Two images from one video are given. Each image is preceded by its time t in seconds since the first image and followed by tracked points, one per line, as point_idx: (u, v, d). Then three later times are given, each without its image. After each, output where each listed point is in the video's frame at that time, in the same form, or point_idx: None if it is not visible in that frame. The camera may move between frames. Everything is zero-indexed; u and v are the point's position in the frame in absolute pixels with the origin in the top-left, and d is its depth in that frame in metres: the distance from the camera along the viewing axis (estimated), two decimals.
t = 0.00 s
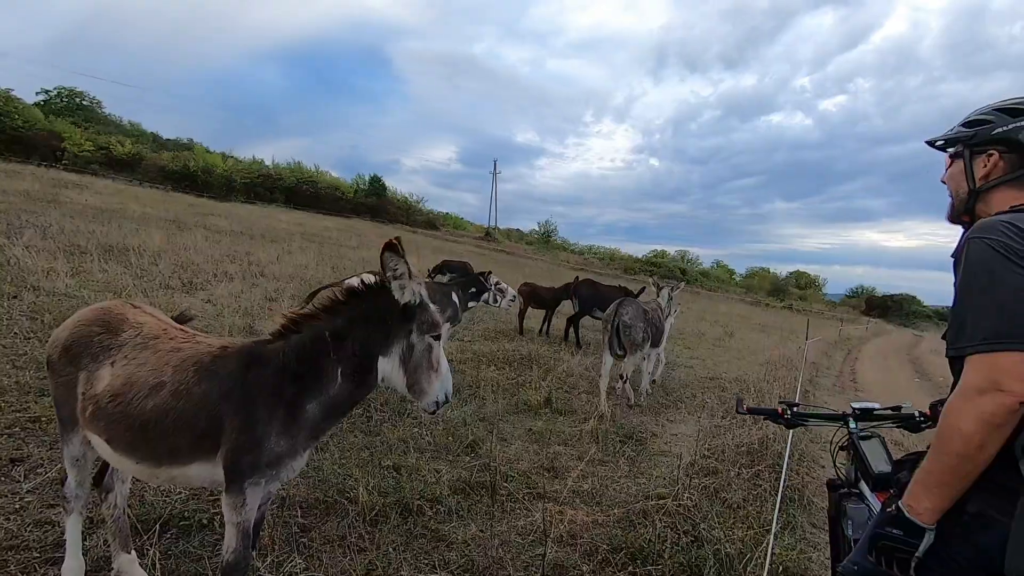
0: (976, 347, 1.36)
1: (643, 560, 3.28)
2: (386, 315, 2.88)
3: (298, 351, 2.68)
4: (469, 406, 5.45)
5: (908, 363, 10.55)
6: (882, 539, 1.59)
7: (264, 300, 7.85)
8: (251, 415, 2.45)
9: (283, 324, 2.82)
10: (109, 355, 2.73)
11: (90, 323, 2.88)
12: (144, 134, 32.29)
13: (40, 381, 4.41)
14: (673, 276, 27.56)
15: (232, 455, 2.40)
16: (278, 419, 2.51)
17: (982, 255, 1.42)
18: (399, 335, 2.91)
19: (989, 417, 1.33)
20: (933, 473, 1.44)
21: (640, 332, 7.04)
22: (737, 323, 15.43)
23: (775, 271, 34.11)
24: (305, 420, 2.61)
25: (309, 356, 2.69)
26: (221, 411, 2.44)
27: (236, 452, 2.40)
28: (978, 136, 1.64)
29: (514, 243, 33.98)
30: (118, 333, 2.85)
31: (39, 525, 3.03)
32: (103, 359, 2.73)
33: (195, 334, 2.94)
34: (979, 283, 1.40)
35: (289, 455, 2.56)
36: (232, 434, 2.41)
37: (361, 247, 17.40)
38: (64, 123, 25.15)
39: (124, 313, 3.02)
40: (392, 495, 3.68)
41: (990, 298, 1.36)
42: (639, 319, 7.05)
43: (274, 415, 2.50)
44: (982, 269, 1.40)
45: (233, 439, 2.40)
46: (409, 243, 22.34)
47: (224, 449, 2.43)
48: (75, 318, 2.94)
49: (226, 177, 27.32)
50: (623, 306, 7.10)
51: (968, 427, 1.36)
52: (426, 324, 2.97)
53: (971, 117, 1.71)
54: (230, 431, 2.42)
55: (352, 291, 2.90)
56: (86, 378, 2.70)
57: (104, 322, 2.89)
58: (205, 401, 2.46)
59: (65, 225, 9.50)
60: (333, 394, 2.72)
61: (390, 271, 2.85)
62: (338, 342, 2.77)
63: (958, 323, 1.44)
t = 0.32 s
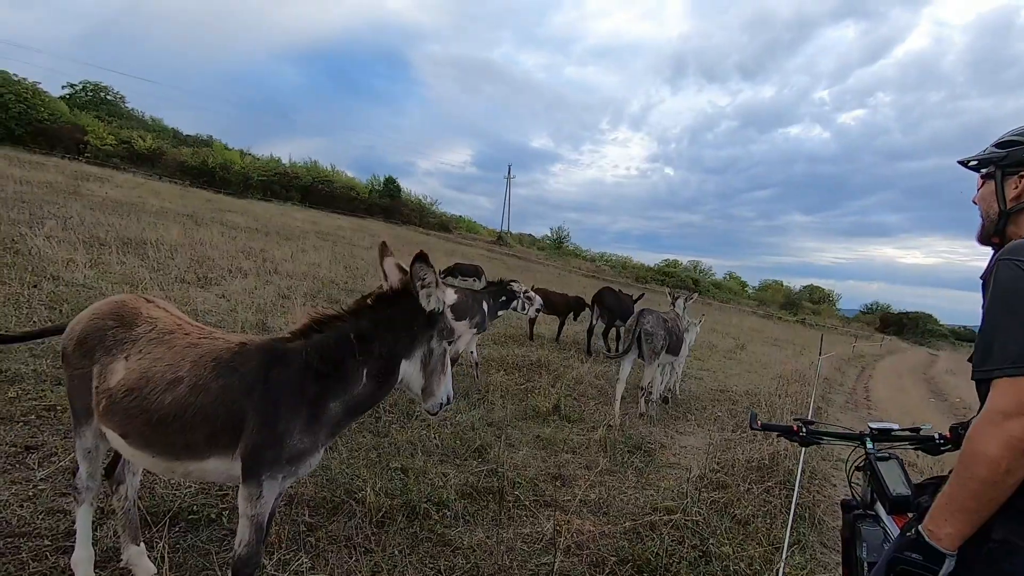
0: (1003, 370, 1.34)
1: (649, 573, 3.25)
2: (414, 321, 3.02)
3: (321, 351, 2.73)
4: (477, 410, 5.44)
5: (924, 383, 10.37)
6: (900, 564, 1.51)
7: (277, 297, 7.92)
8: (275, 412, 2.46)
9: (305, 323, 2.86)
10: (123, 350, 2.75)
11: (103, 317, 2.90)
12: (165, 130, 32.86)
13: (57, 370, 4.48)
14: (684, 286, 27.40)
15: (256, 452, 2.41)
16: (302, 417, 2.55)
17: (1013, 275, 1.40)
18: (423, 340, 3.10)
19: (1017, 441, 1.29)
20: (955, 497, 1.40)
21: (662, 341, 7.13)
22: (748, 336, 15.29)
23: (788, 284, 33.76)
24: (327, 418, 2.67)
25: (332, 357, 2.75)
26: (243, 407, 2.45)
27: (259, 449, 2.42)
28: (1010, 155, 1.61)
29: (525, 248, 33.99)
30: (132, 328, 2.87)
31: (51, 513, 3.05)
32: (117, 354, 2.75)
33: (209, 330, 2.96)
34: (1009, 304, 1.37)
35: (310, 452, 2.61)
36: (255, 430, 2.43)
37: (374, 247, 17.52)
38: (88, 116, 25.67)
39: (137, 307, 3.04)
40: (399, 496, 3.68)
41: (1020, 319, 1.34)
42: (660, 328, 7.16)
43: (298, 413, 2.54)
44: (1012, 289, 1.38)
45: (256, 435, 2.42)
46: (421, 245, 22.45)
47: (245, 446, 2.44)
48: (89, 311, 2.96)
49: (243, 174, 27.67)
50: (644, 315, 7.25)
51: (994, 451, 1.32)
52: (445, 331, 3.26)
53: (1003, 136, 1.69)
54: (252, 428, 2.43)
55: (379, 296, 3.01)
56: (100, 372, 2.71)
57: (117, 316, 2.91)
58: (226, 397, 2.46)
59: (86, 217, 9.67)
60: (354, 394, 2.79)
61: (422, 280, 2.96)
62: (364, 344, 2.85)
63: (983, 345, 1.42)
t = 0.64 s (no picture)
0: (1009, 374, 1.32)
1: None
2: (434, 321, 3.11)
3: (349, 349, 2.80)
4: (485, 410, 5.44)
5: (941, 387, 10.16)
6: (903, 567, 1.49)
7: (289, 295, 8.00)
8: (305, 408, 2.51)
9: (333, 321, 2.92)
10: (145, 348, 2.77)
11: (118, 317, 2.92)
12: (182, 130, 33.41)
13: (73, 365, 4.57)
14: (696, 288, 27.17)
15: (285, 446, 2.45)
16: (332, 412, 2.60)
17: None
18: (443, 340, 3.18)
19: None
20: (961, 501, 1.37)
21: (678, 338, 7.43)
22: (761, 339, 15.12)
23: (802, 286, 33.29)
24: (355, 413, 2.73)
25: (359, 355, 2.80)
26: (274, 402, 2.49)
27: (288, 443, 2.46)
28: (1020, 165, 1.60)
29: (536, 248, 33.95)
30: (148, 327, 2.89)
31: (65, 506, 3.11)
32: (138, 352, 2.77)
33: (227, 329, 2.99)
34: (1020, 309, 1.35)
35: (337, 446, 2.68)
36: (286, 424, 2.47)
37: (385, 246, 17.62)
38: (107, 116, 26.18)
39: (151, 307, 3.06)
40: (406, 495, 3.70)
41: None
42: (677, 327, 7.44)
43: (329, 409, 2.59)
44: None
45: (285, 429, 2.45)
46: (432, 245, 22.55)
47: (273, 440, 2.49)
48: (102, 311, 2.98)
49: (258, 174, 28.01)
50: (662, 314, 7.49)
51: (1002, 455, 1.29)
52: (463, 334, 3.33)
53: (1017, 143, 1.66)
54: (282, 423, 2.48)
55: (403, 296, 3.10)
56: (121, 370, 2.73)
57: (133, 316, 2.93)
58: (257, 392, 2.50)
59: (104, 215, 9.87)
60: (379, 391, 2.86)
61: (444, 280, 3.03)
62: (389, 342, 2.93)
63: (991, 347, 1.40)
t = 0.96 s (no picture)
0: (1009, 375, 1.34)
1: None
2: (462, 330, 3.40)
3: (391, 359, 3.07)
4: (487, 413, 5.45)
5: (946, 389, 10.10)
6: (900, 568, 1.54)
7: (291, 298, 8.02)
8: (361, 414, 2.75)
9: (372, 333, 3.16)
10: (188, 355, 2.78)
11: (152, 324, 2.90)
12: (186, 133, 33.60)
13: (77, 369, 4.59)
14: (699, 290, 27.13)
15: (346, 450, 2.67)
16: (384, 418, 2.86)
17: None
18: (469, 346, 3.47)
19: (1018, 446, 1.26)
20: (952, 492, 1.42)
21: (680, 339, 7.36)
22: (764, 341, 15.06)
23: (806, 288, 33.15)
24: (400, 418, 3.01)
25: (398, 365, 3.09)
26: (331, 410, 2.69)
27: (347, 447, 2.69)
28: None
29: (538, 249, 33.95)
30: (185, 335, 2.89)
31: (67, 510, 3.13)
32: (179, 360, 2.77)
33: (267, 336, 3.06)
34: None
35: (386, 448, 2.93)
36: (342, 430, 2.69)
37: (387, 249, 17.66)
38: (111, 120, 26.34)
39: (184, 314, 3.04)
40: (406, 499, 3.71)
41: None
42: (679, 328, 7.41)
43: (380, 415, 2.84)
44: None
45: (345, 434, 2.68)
46: (435, 247, 22.58)
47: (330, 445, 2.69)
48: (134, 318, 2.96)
49: (261, 176, 28.12)
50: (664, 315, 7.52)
51: (995, 453, 1.30)
52: (488, 344, 3.58)
53: None
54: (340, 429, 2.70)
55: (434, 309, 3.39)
56: (160, 378, 2.72)
57: (169, 324, 2.92)
58: (313, 401, 2.67)
59: (108, 218, 9.93)
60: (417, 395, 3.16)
61: (473, 294, 3.34)
62: (423, 352, 3.22)
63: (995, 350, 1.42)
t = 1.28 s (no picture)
0: (975, 352, 1.46)
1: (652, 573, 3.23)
2: (501, 329, 3.76)
3: (444, 354, 3.43)
4: (481, 410, 5.44)
5: (936, 380, 10.19)
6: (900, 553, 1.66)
7: (283, 299, 7.98)
8: (429, 405, 3.07)
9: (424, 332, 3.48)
10: (266, 366, 2.85)
11: (214, 341, 2.88)
12: (175, 136, 33.38)
13: (66, 373, 4.55)
14: (691, 286, 27.24)
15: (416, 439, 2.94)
16: (444, 406, 3.21)
17: (1011, 264, 1.50)
18: (507, 343, 3.85)
19: (969, 423, 1.46)
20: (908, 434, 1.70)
21: (677, 334, 7.78)
22: (757, 336, 15.16)
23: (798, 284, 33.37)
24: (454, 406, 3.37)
25: (451, 363, 3.44)
26: (406, 404, 2.98)
27: (419, 435, 3.00)
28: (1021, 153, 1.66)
29: (531, 248, 33.98)
30: (253, 348, 2.93)
31: (57, 514, 3.09)
32: (255, 373, 2.82)
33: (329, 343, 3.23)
34: (1001, 290, 1.48)
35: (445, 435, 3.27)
36: (415, 420, 2.98)
37: (380, 249, 17.62)
38: (100, 123, 26.11)
39: (245, 329, 3.07)
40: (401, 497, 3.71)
41: (1003, 303, 1.44)
42: (676, 322, 7.82)
43: (442, 404, 3.18)
44: (1008, 277, 1.47)
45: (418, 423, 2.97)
46: (428, 247, 22.55)
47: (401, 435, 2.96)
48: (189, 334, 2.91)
49: (252, 178, 27.98)
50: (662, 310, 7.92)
51: (951, 425, 1.51)
52: (521, 336, 4.00)
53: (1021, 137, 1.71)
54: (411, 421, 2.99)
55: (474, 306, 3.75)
56: (238, 392, 2.74)
57: (236, 338, 2.94)
58: (392, 397, 2.95)
59: (97, 222, 9.84)
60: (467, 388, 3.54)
61: (507, 293, 3.68)
62: (470, 350, 3.59)
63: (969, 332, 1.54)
